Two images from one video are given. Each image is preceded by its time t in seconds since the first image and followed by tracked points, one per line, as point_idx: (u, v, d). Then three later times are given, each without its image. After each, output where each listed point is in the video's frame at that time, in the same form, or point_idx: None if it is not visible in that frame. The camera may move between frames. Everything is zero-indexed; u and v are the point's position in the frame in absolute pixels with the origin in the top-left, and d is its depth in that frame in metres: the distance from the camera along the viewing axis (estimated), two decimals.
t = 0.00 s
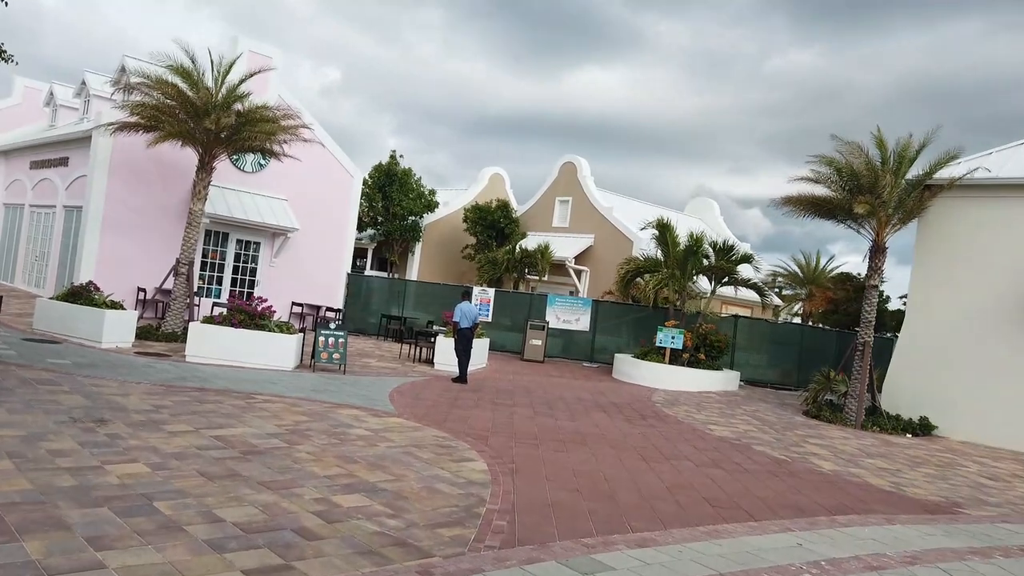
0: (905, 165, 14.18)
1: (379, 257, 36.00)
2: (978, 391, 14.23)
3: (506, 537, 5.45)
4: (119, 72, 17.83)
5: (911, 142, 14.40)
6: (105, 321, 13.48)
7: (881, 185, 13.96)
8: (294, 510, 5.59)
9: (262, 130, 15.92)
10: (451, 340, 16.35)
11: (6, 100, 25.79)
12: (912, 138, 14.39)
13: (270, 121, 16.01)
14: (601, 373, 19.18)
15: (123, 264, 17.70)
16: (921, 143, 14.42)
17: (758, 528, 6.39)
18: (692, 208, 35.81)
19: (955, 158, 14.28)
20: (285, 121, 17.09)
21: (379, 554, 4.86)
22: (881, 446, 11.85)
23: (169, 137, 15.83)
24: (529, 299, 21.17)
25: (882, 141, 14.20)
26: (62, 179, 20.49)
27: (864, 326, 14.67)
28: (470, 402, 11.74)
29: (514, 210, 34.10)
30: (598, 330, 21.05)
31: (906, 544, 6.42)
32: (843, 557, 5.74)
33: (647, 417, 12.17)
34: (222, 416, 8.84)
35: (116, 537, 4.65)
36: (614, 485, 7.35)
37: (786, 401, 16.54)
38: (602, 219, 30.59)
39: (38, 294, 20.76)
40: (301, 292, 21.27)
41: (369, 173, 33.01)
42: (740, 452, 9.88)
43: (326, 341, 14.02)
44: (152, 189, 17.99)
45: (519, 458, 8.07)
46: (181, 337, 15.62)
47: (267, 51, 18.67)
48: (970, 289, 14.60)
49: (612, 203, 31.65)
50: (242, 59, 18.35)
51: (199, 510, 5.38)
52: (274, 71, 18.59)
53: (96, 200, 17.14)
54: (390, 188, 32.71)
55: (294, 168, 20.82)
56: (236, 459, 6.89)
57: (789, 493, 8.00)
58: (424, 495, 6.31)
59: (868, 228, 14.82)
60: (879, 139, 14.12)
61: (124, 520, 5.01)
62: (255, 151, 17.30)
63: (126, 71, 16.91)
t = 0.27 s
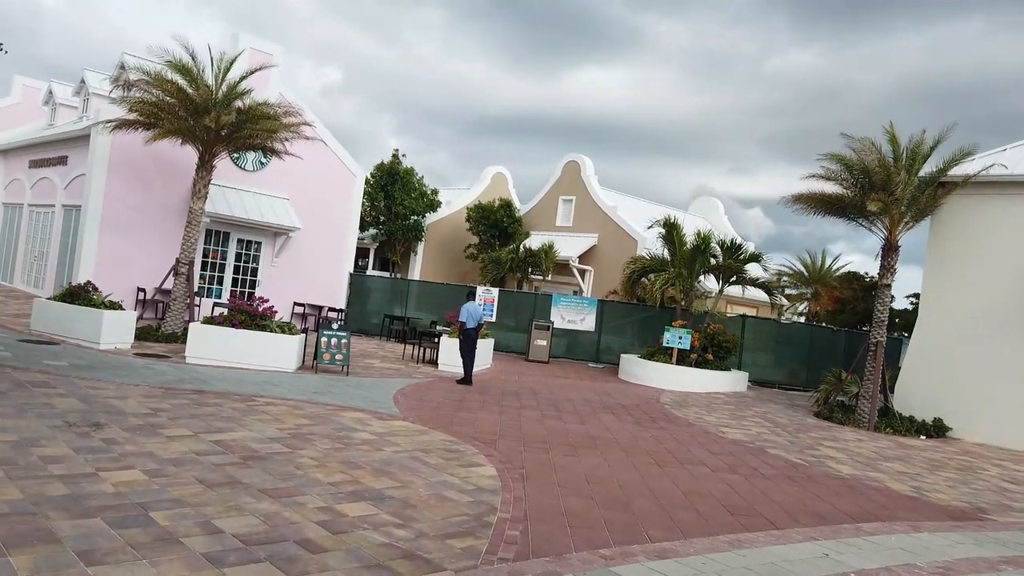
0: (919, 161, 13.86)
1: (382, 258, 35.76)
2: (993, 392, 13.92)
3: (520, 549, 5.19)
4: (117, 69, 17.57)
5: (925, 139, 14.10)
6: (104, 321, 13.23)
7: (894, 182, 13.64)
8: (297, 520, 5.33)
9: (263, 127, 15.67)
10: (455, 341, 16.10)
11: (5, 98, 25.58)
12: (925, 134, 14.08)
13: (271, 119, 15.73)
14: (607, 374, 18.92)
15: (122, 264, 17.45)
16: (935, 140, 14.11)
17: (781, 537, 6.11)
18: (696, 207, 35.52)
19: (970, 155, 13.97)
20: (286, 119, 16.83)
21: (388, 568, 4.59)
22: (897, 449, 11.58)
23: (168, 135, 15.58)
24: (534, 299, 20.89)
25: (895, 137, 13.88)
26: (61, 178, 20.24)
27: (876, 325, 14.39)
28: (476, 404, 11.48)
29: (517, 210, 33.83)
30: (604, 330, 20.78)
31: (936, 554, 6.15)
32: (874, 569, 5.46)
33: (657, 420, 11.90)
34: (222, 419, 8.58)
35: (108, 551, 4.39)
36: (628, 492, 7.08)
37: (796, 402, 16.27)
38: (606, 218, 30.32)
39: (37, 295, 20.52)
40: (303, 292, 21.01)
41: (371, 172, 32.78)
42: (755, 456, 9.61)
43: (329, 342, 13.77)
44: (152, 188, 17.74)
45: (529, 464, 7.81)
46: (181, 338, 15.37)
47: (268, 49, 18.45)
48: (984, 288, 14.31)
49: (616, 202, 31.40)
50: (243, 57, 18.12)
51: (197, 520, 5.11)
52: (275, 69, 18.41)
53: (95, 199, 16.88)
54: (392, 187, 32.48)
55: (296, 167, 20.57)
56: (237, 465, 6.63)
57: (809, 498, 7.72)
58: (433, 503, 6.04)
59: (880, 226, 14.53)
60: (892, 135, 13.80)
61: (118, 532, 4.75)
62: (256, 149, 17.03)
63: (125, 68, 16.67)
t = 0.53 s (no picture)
0: (933, 157, 13.54)
1: (383, 257, 35.45)
2: (1008, 393, 13.58)
3: (531, 563, 4.90)
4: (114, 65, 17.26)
5: (939, 133, 13.77)
6: (99, 322, 12.94)
7: (908, 178, 13.33)
8: (295, 532, 5.03)
9: (262, 123, 15.37)
10: (458, 341, 15.81)
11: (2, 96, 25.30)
12: (940, 129, 13.76)
13: (270, 115, 15.44)
14: (612, 374, 18.61)
15: (119, 263, 17.16)
16: (950, 134, 13.79)
17: (805, 548, 5.80)
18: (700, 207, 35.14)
19: (986, 150, 13.65)
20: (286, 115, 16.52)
21: None
22: (912, 451, 11.27)
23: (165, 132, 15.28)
24: (537, 298, 20.58)
25: (909, 131, 13.55)
26: (57, 176, 19.95)
27: (888, 324, 14.15)
28: (480, 406, 11.17)
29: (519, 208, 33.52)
30: (608, 330, 20.46)
31: (967, 565, 5.83)
32: None
33: (666, 421, 11.59)
34: (218, 423, 8.28)
35: (91, 569, 4.09)
36: (641, 498, 6.78)
37: (805, 403, 15.96)
38: (610, 217, 29.99)
39: (34, 295, 20.23)
40: (304, 291, 20.72)
41: (372, 170, 32.47)
42: (769, 460, 9.30)
43: (329, 342, 13.48)
44: (149, 185, 17.45)
45: (537, 469, 7.51)
46: (178, 338, 15.08)
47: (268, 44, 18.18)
48: (999, 286, 13.99)
49: (620, 200, 31.07)
50: (242, 52, 17.84)
51: (188, 533, 4.81)
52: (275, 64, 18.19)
53: (91, 197, 16.59)
54: (394, 185, 32.15)
55: (296, 164, 20.27)
56: (232, 473, 6.33)
57: (829, 504, 7.41)
58: (438, 512, 5.74)
59: (892, 222, 14.22)
60: (905, 130, 13.47)
61: (102, 547, 4.44)
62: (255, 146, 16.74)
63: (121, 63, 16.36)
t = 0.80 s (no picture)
0: (948, 147, 13.25)
1: (385, 252, 35.18)
2: None
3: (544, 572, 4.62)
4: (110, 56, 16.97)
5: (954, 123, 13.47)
6: (96, 317, 12.68)
7: (923, 169, 13.04)
8: (294, 539, 4.75)
9: (262, 115, 15.09)
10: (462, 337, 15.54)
11: None
12: (955, 119, 13.45)
13: (269, 106, 15.14)
14: (618, 370, 18.33)
15: (117, 257, 16.89)
16: (965, 124, 13.48)
17: (829, 554, 5.51)
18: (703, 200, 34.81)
19: (1002, 141, 13.34)
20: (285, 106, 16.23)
21: None
22: (929, 449, 10.99)
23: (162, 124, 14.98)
24: (541, 293, 20.29)
25: (923, 122, 13.25)
26: (55, 170, 19.67)
27: (902, 319, 13.82)
28: (485, 404, 10.90)
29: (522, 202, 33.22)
30: (613, 325, 20.18)
31: (1000, 571, 5.54)
32: None
33: (676, 419, 11.31)
34: (216, 422, 8.00)
35: None
36: (656, 500, 6.49)
37: (815, 399, 15.68)
38: (613, 211, 29.67)
39: (31, 290, 19.97)
40: (304, 287, 20.45)
41: (374, 164, 32.17)
42: (784, 459, 9.02)
43: (330, 338, 13.21)
44: (146, 178, 17.16)
45: (546, 469, 7.22)
46: (177, 334, 14.82)
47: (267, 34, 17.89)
48: (1015, 280, 13.67)
49: (624, 194, 30.76)
50: (241, 43, 17.55)
51: (180, 541, 4.54)
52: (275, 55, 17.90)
53: (87, 190, 16.32)
54: (395, 180, 31.85)
55: (295, 157, 19.98)
56: (229, 475, 6.05)
57: (850, 506, 7.12)
58: (444, 517, 5.47)
59: (905, 215, 13.94)
60: (920, 120, 13.17)
61: (89, 557, 4.17)
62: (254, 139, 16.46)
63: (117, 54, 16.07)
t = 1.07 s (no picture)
0: (963, 140, 12.96)
1: (386, 249, 34.91)
2: None
3: None
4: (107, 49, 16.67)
5: (970, 115, 13.18)
6: (92, 315, 12.39)
7: (938, 162, 12.76)
8: (292, 551, 4.47)
9: (261, 109, 14.79)
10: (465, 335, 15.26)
11: None
12: (970, 110, 13.16)
13: (268, 100, 14.84)
14: (623, 368, 18.04)
15: (114, 254, 16.60)
16: (981, 116, 13.19)
17: (858, 564, 5.22)
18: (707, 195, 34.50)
19: (1019, 133, 13.05)
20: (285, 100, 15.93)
21: None
22: (946, 450, 10.69)
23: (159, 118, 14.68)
24: (545, 290, 19.98)
25: (938, 114, 12.97)
26: (51, 166, 19.38)
27: (915, 316, 13.50)
28: (491, 404, 10.61)
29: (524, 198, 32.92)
30: (618, 323, 19.86)
31: None
32: None
33: (686, 419, 11.02)
34: (212, 424, 7.72)
35: None
36: (672, 506, 6.20)
37: (826, 397, 15.39)
38: (617, 206, 29.37)
39: (28, 288, 19.69)
40: (305, 284, 20.17)
41: (375, 160, 31.87)
42: (800, 461, 8.73)
43: (331, 336, 12.92)
44: (144, 173, 16.86)
45: (556, 473, 6.92)
46: (175, 333, 14.54)
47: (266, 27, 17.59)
48: None
49: (627, 190, 30.45)
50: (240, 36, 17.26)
51: (171, 554, 4.25)
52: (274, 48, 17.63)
53: (84, 185, 16.02)
54: (397, 176, 31.56)
55: (296, 152, 19.68)
56: (225, 481, 5.76)
57: (872, 512, 6.83)
58: (451, 526, 5.18)
59: (919, 209, 13.67)
60: (934, 112, 12.89)
61: (71, 574, 3.88)
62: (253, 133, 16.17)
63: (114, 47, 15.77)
